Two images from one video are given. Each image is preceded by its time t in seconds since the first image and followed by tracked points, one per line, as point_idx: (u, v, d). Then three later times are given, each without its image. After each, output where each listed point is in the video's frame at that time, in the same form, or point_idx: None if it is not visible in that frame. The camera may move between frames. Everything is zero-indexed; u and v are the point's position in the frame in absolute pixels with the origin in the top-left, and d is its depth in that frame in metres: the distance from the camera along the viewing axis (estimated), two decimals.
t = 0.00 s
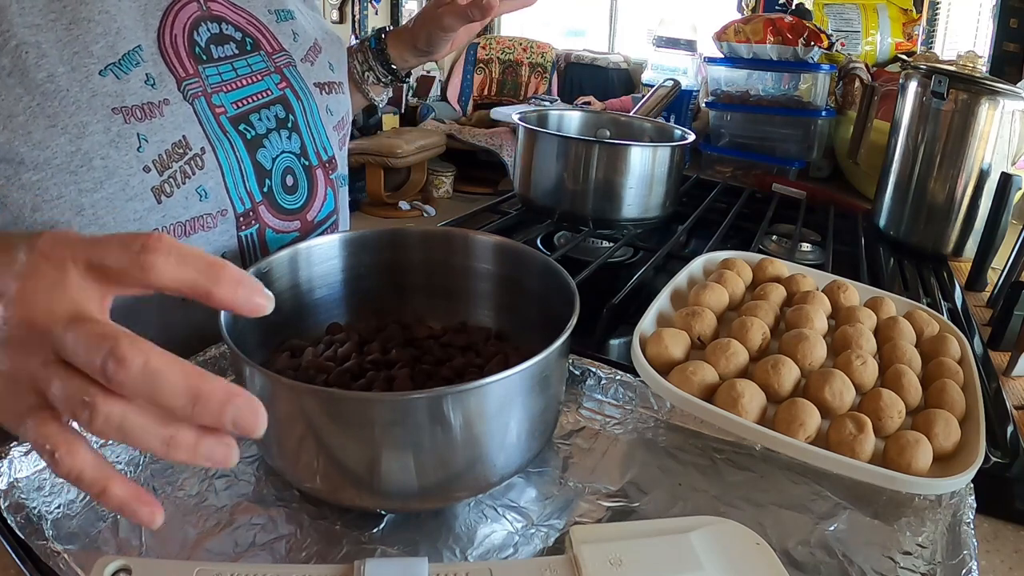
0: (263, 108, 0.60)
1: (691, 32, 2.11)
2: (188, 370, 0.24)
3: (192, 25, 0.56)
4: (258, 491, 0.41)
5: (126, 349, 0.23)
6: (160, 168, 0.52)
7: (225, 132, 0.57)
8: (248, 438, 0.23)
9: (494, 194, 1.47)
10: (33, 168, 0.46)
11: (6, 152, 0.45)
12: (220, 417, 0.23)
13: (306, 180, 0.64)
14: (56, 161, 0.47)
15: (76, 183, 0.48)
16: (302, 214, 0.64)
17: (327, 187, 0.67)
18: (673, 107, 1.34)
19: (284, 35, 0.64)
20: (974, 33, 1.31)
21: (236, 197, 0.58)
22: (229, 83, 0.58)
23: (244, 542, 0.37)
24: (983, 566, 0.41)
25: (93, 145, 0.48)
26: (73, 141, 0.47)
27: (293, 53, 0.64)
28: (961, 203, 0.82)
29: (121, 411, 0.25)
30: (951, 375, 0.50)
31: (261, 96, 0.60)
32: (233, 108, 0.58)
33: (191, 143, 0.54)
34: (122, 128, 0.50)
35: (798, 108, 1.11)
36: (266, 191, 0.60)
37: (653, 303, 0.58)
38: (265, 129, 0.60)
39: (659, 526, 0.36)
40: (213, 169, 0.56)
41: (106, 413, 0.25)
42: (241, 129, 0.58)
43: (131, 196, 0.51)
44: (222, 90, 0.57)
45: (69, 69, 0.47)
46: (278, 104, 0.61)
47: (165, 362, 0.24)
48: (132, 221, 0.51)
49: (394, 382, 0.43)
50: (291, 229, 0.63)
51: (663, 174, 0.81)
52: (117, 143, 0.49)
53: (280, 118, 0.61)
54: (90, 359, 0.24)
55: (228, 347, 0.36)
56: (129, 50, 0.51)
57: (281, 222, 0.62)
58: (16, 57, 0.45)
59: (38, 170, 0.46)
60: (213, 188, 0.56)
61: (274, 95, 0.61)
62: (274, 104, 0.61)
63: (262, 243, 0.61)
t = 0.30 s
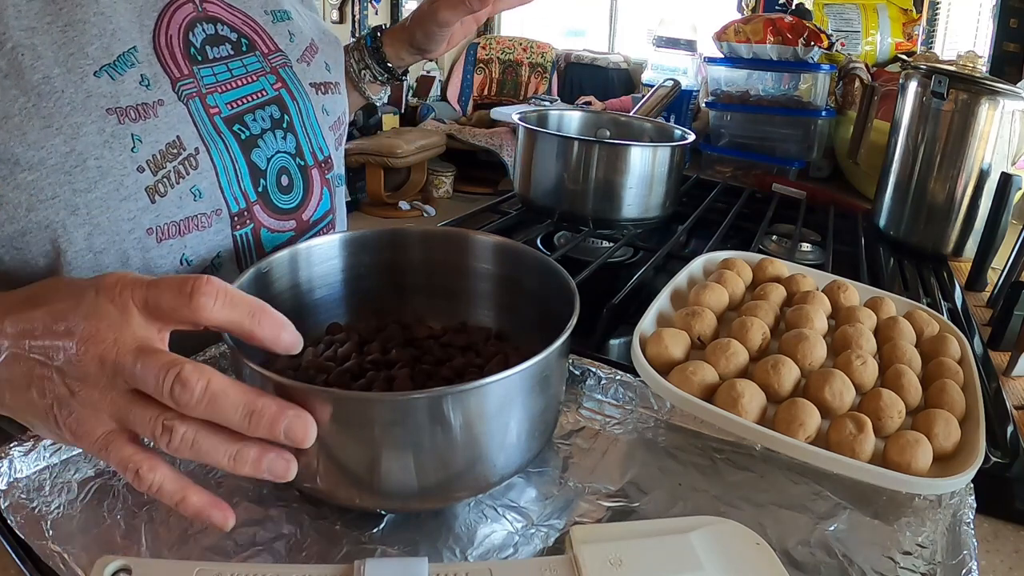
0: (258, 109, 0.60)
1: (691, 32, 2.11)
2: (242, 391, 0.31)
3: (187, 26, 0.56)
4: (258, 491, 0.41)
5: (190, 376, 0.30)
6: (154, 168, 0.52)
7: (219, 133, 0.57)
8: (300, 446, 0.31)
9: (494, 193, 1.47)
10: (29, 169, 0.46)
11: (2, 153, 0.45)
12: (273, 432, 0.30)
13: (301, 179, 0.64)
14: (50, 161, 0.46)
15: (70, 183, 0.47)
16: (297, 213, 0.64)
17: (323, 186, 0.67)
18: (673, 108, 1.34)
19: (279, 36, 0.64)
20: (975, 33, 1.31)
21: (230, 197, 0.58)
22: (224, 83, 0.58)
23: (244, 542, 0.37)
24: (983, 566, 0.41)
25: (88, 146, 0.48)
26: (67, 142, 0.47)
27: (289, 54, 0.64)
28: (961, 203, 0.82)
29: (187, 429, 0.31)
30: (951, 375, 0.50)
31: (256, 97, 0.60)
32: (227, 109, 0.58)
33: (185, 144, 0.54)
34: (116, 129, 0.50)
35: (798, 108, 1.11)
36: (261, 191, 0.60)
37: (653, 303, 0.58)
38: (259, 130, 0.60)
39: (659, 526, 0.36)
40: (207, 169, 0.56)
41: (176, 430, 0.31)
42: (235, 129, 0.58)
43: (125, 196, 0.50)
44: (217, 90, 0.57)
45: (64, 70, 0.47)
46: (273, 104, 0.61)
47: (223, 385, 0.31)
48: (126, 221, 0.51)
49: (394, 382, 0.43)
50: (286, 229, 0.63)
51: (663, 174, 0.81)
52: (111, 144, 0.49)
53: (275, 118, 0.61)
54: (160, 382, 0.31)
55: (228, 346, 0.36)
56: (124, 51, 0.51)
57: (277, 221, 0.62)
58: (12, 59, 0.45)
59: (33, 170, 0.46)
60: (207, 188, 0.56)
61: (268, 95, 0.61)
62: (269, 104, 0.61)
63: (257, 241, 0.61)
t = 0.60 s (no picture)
0: (259, 105, 0.60)
1: (691, 32, 2.11)
2: (244, 404, 0.31)
3: (189, 23, 0.56)
4: (258, 492, 0.41)
5: (189, 392, 0.30)
6: (158, 165, 0.52)
7: (221, 129, 0.57)
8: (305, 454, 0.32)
9: (494, 193, 1.47)
10: (32, 166, 0.46)
11: (5, 150, 0.45)
12: (277, 442, 0.31)
13: (302, 176, 0.64)
14: (54, 158, 0.46)
15: (75, 180, 0.47)
16: (299, 210, 0.64)
17: (325, 183, 0.67)
18: (673, 108, 1.34)
19: (279, 34, 0.64)
20: (975, 33, 1.31)
21: (233, 192, 0.58)
22: (225, 81, 0.58)
23: (244, 543, 0.37)
24: (983, 566, 0.41)
25: (91, 143, 0.48)
26: (71, 139, 0.47)
27: (289, 52, 0.64)
28: (961, 203, 0.82)
29: (193, 443, 0.32)
30: (951, 375, 0.50)
31: (257, 94, 0.60)
32: (229, 106, 0.58)
33: (188, 141, 0.54)
34: (120, 126, 0.50)
35: (798, 108, 1.11)
36: (263, 187, 0.60)
37: (653, 303, 0.58)
38: (261, 126, 0.60)
39: (658, 526, 0.36)
40: (210, 166, 0.56)
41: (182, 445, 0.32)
42: (237, 126, 0.58)
43: (129, 192, 0.50)
44: (218, 87, 0.57)
45: (66, 68, 0.47)
46: (274, 101, 0.61)
47: (225, 400, 0.31)
48: (130, 218, 0.51)
49: (394, 382, 0.43)
50: (288, 225, 0.63)
51: (663, 173, 0.81)
52: (115, 141, 0.49)
53: (276, 116, 0.61)
54: (160, 397, 0.31)
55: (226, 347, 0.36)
56: (126, 49, 0.51)
57: (279, 217, 0.62)
58: (14, 58, 0.45)
59: (36, 167, 0.46)
60: (210, 184, 0.56)
61: (269, 93, 0.61)
62: (270, 102, 0.61)
63: (259, 237, 0.61)
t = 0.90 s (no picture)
0: (257, 103, 0.60)
1: (691, 32, 2.10)
2: (258, 395, 0.30)
3: (187, 21, 0.56)
4: (258, 492, 0.41)
5: (203, 380, 0.30)
6: (156, 159, 0.52)
7: (218, 126, 0.57)
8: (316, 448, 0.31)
9: (494, 194, 1.47)
10: (30, 159, 0.46)
11: (4, 143, 0.45)
12: (288, 431, 0.30)
13: (301, 174, 0.64)
14: (52, 151, 0.46)
15: (72, 173, 0.47)
16: (297, 207, 0.64)
17: (323, 182, 0.67)
18: (673, 108, 1.34)
19: (278, 33, 0.64)
20: (974, 33, 1.31)
21: (232, 189, 0.58)
22: (224, 78, 0.58)
23: (244, 543, 0.37)
24: (983, 566, 0.41)
25: (90, 137, 0.48)
26: (69, 132, 0.47)
27: (288, 51, 0.64)
28: (961, 202, 0.82)
29: (208, 441, 0.32)
30: (951, 375, 0.50)
31: (255, 92, 0.60)
32: (227, 103, 0.58)
33: (186, 136, 0.54)
34: (118, 119, 0.50)
35: (798, 108, 1.11)
36: (261, 184, 0.60)
37: (653, 303, 0.58)
38: (259, 124, 0.60)
39: (658, 526, 0.36)
40: (208, 162, 0.56)
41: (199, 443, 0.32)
42: (234, 124, 0.58)
43: (127, 185, 0.50)
44: (216, 84, 0.57)
45: (66, 62, 0.47)
46: (272, 99, 0.61)
47: (238, 390, 0.30)
48: (127, 212, 0.51)
49: (394, 381, 0.43)
50: (287, 223, 0.63)
51: (663, 173, 0.81)
52: (113, 134, 0.49)
53: (274, 113, 0.61)
54: (172, 390, 0.30)
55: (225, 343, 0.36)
56: (125, 44, 0.51)
57: (278, 215, 0.62)
58: (14, 53, 0.45)
59: (34, 160, 0.46)
60: (209, 180, 0.56)
61: (268, 91, 0.61)
62: (268, 99, 0.61)
63: (258, 233, 0.61)
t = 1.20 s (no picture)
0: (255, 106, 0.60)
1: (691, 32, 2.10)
2: (167, 86, 0.28)
3: (183, 26, 0.56)
4: (258, 493, 0.41)
5: (113, 85, 0.29)
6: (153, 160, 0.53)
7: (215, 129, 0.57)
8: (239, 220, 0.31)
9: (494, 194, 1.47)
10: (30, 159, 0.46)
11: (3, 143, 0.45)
12: (208, 204, 0.31)
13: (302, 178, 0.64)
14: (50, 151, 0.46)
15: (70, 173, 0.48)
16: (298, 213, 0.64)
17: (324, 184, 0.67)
18: (673, 107, 1.34)
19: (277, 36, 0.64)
20: (974, 33, 1.31)
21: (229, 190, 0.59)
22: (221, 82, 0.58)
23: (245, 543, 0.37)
24: (983, 566, 0.41)
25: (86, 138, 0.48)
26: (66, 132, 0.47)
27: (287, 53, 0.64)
28: (961, 202, 0.82)
29: (132, 173, 0.32)
30: (951, 375, 0.50)
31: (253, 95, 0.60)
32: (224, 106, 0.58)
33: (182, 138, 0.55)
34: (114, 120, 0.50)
35: (798, 108, 1.11)
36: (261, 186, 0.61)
37: (653, 303, 0.58)
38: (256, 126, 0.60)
39: (658, 526, 0.36)
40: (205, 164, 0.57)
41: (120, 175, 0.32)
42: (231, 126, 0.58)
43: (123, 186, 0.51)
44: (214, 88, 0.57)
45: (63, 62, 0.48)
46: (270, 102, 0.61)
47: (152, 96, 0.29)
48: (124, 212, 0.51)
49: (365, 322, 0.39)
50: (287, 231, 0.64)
51: (663, 173, 0.81)
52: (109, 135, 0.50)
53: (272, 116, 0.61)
54: (86, 105, 0.30)
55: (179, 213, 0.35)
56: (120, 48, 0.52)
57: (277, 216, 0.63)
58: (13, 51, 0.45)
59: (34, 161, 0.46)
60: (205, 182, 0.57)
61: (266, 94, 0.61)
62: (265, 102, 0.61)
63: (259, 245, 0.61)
